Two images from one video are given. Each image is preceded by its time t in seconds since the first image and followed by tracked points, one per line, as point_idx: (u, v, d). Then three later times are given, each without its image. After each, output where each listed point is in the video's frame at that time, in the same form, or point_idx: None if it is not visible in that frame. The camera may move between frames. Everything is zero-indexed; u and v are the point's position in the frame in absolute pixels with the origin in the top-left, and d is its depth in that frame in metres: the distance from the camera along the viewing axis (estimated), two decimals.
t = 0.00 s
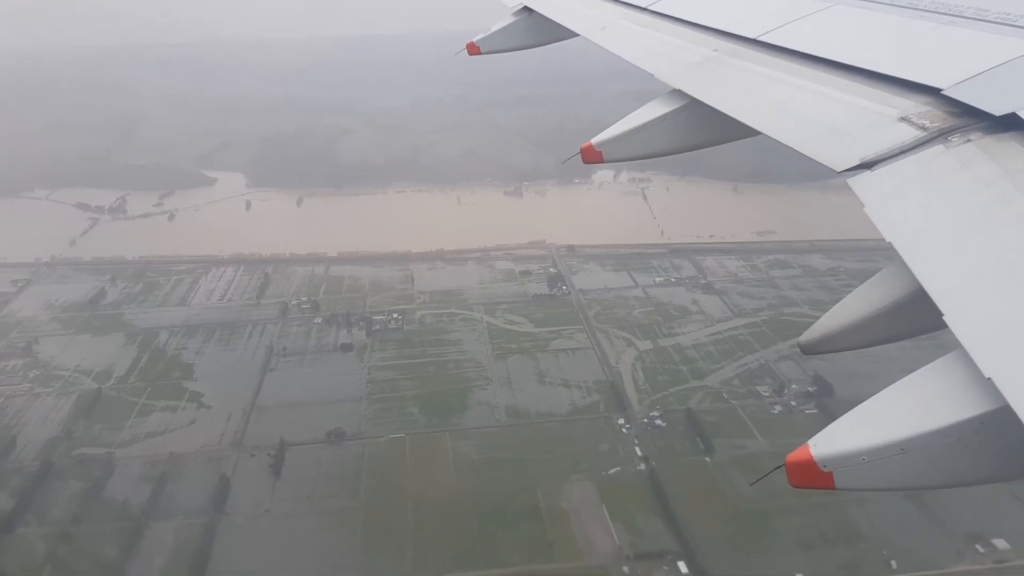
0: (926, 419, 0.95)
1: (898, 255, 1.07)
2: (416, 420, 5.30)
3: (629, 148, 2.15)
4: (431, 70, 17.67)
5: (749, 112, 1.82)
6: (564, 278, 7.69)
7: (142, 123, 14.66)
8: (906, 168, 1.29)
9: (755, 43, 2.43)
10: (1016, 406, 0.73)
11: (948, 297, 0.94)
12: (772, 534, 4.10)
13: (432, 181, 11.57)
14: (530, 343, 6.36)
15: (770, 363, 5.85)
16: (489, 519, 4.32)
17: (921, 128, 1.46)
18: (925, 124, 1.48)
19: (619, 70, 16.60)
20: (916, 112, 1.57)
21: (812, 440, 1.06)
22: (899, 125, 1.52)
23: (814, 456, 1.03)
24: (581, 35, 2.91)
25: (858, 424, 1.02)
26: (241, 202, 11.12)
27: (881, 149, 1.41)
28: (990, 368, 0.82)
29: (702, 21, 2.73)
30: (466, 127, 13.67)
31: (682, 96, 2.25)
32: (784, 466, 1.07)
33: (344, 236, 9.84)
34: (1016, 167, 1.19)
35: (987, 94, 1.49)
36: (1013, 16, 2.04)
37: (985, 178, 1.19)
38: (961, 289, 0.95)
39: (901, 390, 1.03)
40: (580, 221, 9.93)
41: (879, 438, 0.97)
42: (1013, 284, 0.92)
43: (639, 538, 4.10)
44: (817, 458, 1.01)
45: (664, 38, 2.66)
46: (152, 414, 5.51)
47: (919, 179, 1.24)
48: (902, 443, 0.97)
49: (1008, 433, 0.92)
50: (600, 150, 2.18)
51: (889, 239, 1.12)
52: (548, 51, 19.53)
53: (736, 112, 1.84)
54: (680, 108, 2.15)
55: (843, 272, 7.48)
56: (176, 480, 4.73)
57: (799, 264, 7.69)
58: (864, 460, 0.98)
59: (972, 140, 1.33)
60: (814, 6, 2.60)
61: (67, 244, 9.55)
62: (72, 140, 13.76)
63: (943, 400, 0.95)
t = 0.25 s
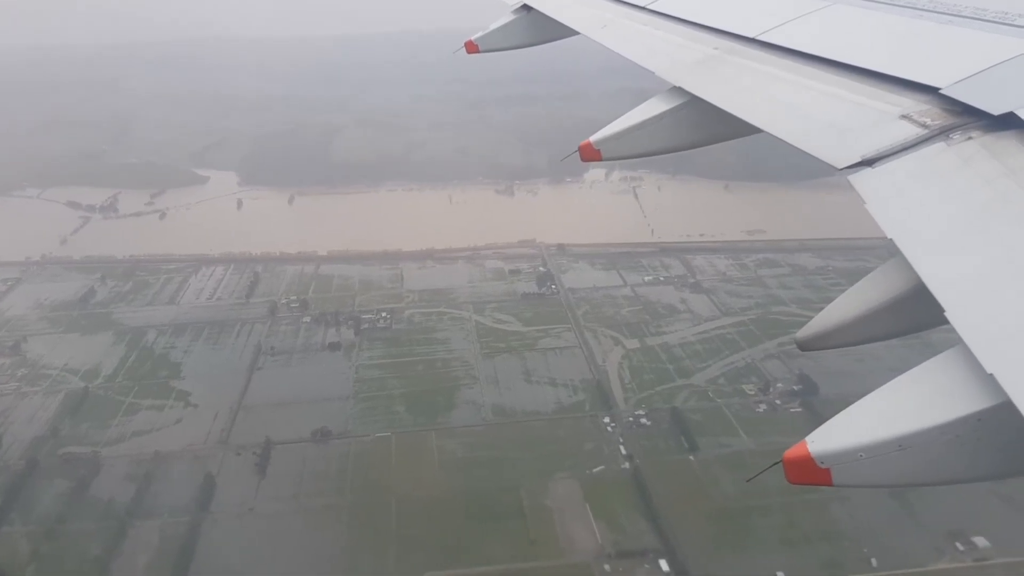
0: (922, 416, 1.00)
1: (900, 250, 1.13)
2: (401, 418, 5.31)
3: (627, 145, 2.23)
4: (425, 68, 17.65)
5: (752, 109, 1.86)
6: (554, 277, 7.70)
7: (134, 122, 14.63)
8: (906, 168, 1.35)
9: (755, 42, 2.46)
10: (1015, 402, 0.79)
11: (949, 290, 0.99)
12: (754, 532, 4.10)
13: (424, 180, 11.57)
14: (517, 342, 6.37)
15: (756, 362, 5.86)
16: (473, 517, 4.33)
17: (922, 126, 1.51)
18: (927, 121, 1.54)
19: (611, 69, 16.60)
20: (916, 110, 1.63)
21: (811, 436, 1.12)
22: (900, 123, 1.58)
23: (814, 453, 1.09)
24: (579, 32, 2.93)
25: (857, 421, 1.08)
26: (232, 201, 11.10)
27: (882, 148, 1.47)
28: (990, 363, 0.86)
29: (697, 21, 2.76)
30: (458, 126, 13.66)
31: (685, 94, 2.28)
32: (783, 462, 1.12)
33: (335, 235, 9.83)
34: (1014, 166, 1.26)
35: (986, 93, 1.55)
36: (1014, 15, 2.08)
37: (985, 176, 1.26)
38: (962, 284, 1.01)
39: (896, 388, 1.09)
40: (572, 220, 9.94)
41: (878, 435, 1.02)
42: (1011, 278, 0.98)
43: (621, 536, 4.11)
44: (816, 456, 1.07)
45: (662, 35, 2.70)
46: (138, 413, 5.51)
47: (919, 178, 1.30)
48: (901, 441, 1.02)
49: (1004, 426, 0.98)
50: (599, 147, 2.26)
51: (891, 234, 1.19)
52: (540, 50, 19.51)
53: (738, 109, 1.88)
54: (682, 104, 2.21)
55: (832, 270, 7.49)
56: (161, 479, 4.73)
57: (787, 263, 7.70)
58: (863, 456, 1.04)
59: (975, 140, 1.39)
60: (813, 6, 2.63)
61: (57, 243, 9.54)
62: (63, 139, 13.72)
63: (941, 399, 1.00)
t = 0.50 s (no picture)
0: (927, 412, 0.93)
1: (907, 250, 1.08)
2: (390, 418, 5.30)
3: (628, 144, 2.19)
4: (422, 68, 17.68)
5: (756, 106, 1.84)
6: (546, 277, 7.70)
7: (131, 122, 14.68)
8: (912, 164, 1.31)
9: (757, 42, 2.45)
10: None
11: (957, 291, 0.94)
12: (738, 530, 4.11)
13: (419, 180, 11.58)
14: (508, 342, 6.37)
15: (746, 362, 5.85)
16: (459, 517, 4.33)
17: (929, 123, 1.48)
18: (933, 119, 1.50)
19: (607, 69, 16.63)
20: (922, 107, 1.59)
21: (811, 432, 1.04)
22: (906, 120, 1.55)
23: (814, 450, 1.01)
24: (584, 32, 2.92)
25: (861, 416, 1.00)
26: (227, 200, 11.13)
27: (888, 144, 1.43)
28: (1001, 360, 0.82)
29: (699, 20, 2.75)
30: (454, 126, 13.68)
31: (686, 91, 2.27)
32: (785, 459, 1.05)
33: (328, 235, 9.85)
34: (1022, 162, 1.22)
35: (994, 91, 1.52)
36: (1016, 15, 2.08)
37: (991, 175, 1.21)
38: (968, 283, 0.96)
39: (900, 382, 1.01)
40: (566, 219, 9.94)
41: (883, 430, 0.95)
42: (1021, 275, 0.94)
43: (606, 536, 4.12)
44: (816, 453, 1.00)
45: (666, 36, 2.69)
46: (127, 414, 5.52)
47: (926, 173, 1.26)
48: (906, 437, 0.95)
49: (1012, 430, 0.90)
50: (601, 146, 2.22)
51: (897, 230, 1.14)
52: (536, 49, 19.54)
53: (740, 105, 1.86)
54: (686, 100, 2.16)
55: (824, 270, 7.49)
56: (149, 480, 4.75)
57: (778, 263, 7.71)
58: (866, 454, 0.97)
59: (983, 137, 1.35)
60: (815, 6, 2.62)
61: (52, 243, 9.57)
62: (60, 139, 13.76)
63: (952, 393, 0.93)
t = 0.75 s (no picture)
0: (925, 409, 1.02)
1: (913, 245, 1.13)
2: (380, 414, 5.32)
3: (629, 140, 2.27)
4: (419, 65, 17.66)
5: (762, 102, 1.89)
6: (538, 273, 7.72)
7: (128, 119, 14.68)
8: (918, 162, 1.35)
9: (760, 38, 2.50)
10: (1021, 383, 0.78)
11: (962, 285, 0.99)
12: (723, 527, 4.13)
13: (415, 177, 11.59)
14: (499, 338, 6.39)
15: (735, 358, 5.87)
16: (446, 513, 4.35)
17: (934, 119, 1.52)
18: (940, 115, 1.54)
19: (603, 66, 16.63)
20: (927, 103, 1.63)
21: (814, 427, 1.13)
22: (912, 116, 1.59)
23: (817, 443, 1.10)
24: (591, 31, 2.98)
25: (863, 414, 1.09)
26: (222, 198, 11.14)
27: (893, 141, 1.47)
28: (1006, 356, 0.85)
29: (701, 17, 2.80)
30: (449, 123, 13.67)
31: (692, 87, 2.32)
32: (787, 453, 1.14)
33: (322, 232, 9.85)
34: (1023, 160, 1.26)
35: (999, 87, 1.56)
36: (1017, 11, 2.13)
37: (996, 170, 1.26)
38: (972, 275, 1.00)
39: (902, 385, 1.09)
40: (562, 216, 9.96)
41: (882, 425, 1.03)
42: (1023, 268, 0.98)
43: (592, 532, 4.14)
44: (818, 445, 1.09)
45: (673, 31, 2.75)
46: (118, 410, 5.54)
47: (931, 171, 1.31)
48: (905, 433, 1.03)
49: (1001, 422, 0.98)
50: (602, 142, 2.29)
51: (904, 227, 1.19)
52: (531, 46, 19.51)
53: (747, 101, 1.90)
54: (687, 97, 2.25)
55: (815, 267, 7.51)
56: (139, 476, 4.77)
57: (770, 259, 7.73)
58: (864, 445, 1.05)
59: (987, 132, 1.39)
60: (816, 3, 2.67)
61: (46, 240, 9.57)
62: (55, 137, 13.75)
63: (950, 393, 1.01)
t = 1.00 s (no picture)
0: (925, 402, 1.01)
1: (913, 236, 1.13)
2: (365, 412, 5.33)
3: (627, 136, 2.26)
4: (412, 63, 17.67)
5: (763, 97, 1.91)
6: (527, 271, 7.73)
7: (120, 117, 14.67)
8: (915, 160, 1.36)
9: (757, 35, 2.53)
10: None
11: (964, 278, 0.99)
12: (703, 524, 4.14)
13: (407, 175, 11.60)
14: (486, 336, 6.40)
15: (721, 356, 5.88)
16: (429, 511, 4.36)
17: (937, 115, 1.54)
18: (942, 111, 1.56)
19: (596, 63, 16.63)
20: (929, 98, 1.65)
21: (812, 421, 1.12)
22: (914, 112, 1.61)
23: (815, 437, 1.09)
24: (590, 24, 3.03)
25: (861, 406, 1.08)
26: (213, 196, 11.14)
27: (894, 135, 1.49)
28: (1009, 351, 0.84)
29: (701, 15, 2.84)
30: (442, 121, 13.69)
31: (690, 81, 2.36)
32: (783, 447, 1.13)
33: (312, 230, 9.86)
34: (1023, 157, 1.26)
35: (1000, 83, 1.57)
36: (1015, 7, 2.14)
37: (996, 166, 1.26)
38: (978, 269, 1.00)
39: (901, 375, 1.09)
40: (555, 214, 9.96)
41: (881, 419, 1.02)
42: None
43: (572, 528, 4.15)
44: (817, 440, 1.08)
45: (672, 28, 2.78)
46: (103, 408, 5.55)
47: (931, 168, 1.31)
48: (904, 425, 1.02)
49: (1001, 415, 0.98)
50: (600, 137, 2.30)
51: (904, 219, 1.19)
52: (524, 43, 19.51)
53: (747, 97, 1.92)
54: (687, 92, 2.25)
55: (802, 265, 7.52)
56: (122, 473, 4.78)
57: (758, 256, 7.75)
58: (865, 440, 1.04)
59: (989, 126, 1.41)
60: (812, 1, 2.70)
61: (37, 238, 9.57)
62: (47, 134, 13.75)
63: (953, 385, 1.00)
